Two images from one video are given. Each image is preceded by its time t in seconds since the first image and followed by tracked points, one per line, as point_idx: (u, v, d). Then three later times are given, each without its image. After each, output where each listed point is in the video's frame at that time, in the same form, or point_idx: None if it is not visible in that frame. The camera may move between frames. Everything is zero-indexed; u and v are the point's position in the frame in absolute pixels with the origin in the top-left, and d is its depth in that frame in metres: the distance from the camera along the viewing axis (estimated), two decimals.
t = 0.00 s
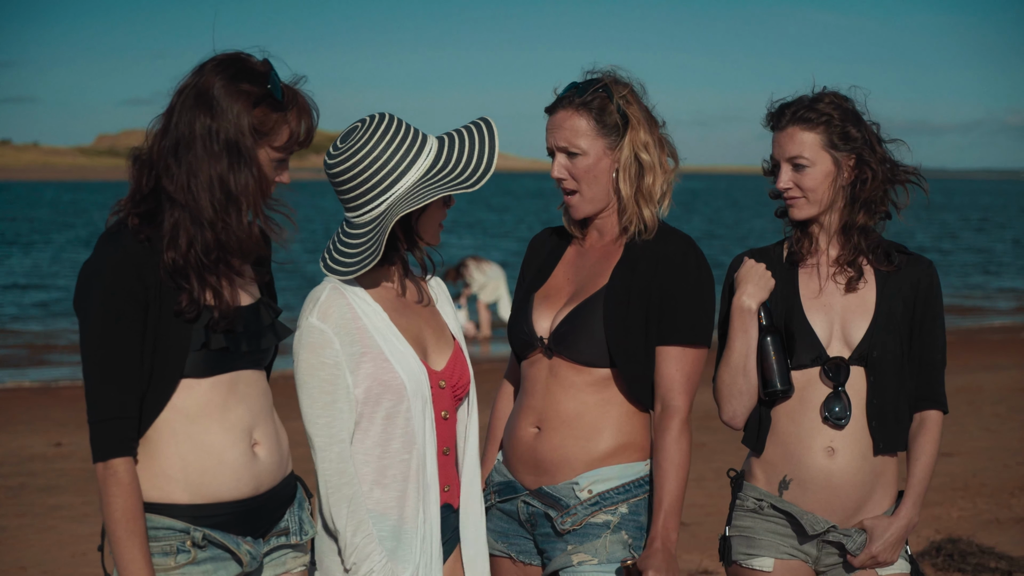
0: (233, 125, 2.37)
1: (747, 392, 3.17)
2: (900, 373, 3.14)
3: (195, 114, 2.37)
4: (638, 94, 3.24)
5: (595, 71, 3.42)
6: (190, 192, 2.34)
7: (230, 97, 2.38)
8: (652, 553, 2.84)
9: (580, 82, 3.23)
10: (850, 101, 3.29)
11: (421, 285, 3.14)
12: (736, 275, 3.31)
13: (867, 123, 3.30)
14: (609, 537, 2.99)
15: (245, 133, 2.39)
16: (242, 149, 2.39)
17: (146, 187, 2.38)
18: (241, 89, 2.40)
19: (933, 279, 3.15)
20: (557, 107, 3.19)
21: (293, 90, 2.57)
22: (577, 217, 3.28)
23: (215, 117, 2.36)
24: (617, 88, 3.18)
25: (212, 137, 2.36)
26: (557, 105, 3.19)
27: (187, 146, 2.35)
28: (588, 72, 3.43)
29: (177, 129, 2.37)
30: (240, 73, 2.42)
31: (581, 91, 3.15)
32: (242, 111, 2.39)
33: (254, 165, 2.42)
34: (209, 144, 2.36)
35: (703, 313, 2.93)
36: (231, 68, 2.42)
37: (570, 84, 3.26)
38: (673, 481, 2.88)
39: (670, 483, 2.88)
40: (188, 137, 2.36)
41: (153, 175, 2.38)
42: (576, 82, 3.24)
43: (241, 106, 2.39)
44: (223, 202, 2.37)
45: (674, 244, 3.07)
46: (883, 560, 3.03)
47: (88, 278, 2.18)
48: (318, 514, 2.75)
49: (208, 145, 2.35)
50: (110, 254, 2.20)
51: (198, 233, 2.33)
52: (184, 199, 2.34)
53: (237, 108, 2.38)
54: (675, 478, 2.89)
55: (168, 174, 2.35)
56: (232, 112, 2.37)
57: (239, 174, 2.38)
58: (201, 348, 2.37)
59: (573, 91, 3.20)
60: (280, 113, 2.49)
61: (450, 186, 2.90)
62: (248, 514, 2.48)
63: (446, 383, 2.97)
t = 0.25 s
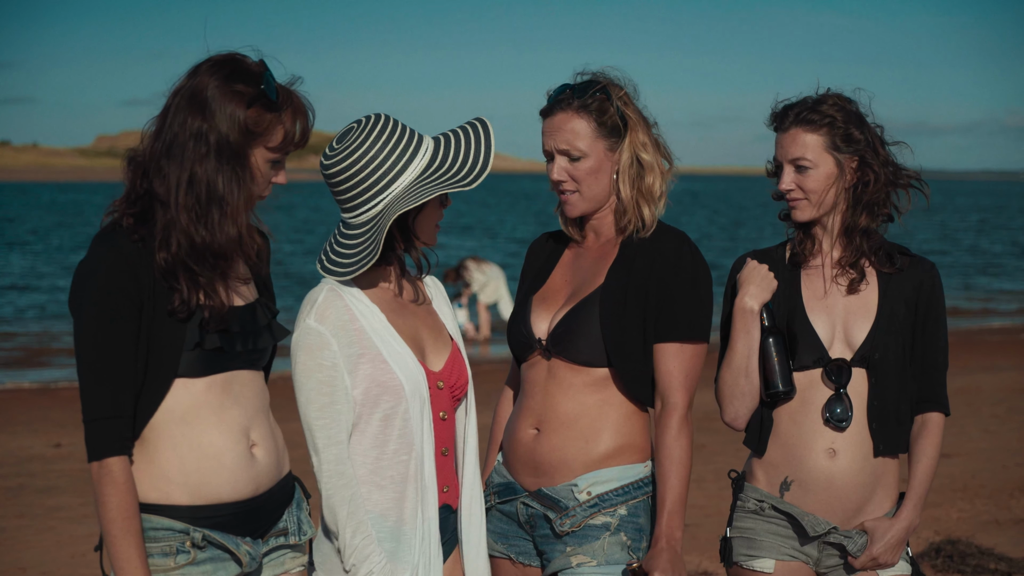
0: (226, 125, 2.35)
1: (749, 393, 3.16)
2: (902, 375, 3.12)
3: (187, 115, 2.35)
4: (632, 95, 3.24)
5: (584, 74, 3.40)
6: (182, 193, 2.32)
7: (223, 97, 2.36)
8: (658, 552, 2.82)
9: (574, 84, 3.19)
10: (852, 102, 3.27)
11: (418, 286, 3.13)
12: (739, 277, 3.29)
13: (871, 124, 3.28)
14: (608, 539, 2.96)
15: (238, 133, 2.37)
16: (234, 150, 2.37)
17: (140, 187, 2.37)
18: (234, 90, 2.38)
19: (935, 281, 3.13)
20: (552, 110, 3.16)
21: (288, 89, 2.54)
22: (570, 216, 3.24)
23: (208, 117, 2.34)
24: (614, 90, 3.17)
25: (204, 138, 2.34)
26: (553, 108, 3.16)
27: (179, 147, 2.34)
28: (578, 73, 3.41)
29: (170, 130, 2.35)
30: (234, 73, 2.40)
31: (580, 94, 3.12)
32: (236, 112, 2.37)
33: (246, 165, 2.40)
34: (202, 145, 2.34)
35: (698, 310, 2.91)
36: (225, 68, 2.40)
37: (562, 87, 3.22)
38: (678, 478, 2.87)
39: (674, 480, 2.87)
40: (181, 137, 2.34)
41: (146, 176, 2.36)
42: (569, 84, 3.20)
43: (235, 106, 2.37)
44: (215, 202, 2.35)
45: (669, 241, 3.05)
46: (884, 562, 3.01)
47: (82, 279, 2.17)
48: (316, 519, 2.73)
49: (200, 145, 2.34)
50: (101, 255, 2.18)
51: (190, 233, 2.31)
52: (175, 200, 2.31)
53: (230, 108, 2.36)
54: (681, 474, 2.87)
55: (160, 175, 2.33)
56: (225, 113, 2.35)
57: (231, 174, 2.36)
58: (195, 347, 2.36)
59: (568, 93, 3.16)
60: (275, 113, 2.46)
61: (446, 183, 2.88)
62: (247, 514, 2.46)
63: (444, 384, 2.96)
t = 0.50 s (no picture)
0: (222, 124, 2.34)
1: (750, 393, 3.15)
2: (904, 375, 3.10)
3: (183, 114, 2.33)
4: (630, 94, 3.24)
5: (579, 74, 3.38)
6: (179, 192, 2.30)
7: (218, 97, 2.35)
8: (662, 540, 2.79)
9: (574, 86, 3.15)
10: (853, 100, 3.25)
11: (415, 285, 3.11)
12: (741, 276, 3.29)
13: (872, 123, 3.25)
14: (607, 539, 2.94)
15: (234, 132, 2.36)
16: (230, 149, 2.36)
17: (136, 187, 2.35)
18: (230, 89, 2.36)
19: (937, 281, 3.12)
20: (554, 112, 3.11)
21: (284, 89, 2.53)
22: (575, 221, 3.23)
23: (204, 116, 2.33)
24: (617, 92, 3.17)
25: (200, 137, 2.33)
26: (556, 110, 3.11)
27: (174, 146, 2.32)
28: (573, 73, 3.39)
29: (165, 129, 2.33)
30: (229, 73, 2.38)
31: (585, 97, 3.08)
32: (231, 111, 2.35)
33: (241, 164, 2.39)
34: (197, 144, 2.32)
35: (698, 308, 2.90)
36: (220, 68, 2.39)
37: (558, 89, 3.17)
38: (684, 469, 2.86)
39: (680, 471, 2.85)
40: (176, 137, 2.32)
41: (142, 175, 2.34)
42: (564, 88, 3.16)
43: (230, 106, 2.35)
44: (211, 201, 2.33)
45: (669, 240, 3.05)
46: (885, 562, 3.00)
47: (77, 278, 2.15)
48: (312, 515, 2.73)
49: (196, 145, 2.32)
50: (96, 253, 2.16)
51: (185, 232, 2.30)
52: (170, 199, 2.30)
53: (226, 108, 2.35)
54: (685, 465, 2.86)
55: (155, 174, 2.32)
56: (221, 112, 2.34)
57: (226, 174, 2.35)
58: (192, 346, 2.33)
59: (571, 94, 3.11)
60: (271, 111, 2.45)
61: (445, 182, 2.87)
62: (245, 513, 2.44)
63: (442, 383, 2.94)
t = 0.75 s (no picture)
0: (218, 124, 2.33)
1: (750, 392, 3.14)
2: (903, 374, 3.10)
3: (179, 114, 2.33)
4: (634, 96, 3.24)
5: (586, 74, 3.38)
6: (175, 192, 2.30)
7: (214, 97, 2.34)
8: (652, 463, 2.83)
9: (579, 85, 3.12)
10: (853, 100, 3.25)
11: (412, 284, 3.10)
12: (740, 275, 3.28)
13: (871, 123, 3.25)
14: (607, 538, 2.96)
15: (230, 132, 2.35)
16: (227, 149, 2.35)
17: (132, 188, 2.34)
18: (226, 89, 2.36)
19: (936, 285, 3.11)
20: (558, 112, 3.09)
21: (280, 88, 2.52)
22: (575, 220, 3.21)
23: (199, 116, 2.32)
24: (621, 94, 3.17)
25: (196, 137, 2.32)
26: (561, 110, 3.09)
27: (171, 146, 2.32)
28: (579, 74, 3.38)
29: (161, 129, 2.33)
30: (225, 72, 2.38)
31: (590, 98, 3.06)
32: (228, 111, 2.35)
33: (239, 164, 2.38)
34: (194, 144, 2.32)
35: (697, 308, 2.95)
36: (216, 67, 2.38)
37: (564, 88, 3.15)
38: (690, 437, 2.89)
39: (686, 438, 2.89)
40: (173, 137, 2.32)
41: (139, 176, 2.34)
42: (571, 86, 3.13)
43: (226, 106, 2.35)
44: (208, 200, 2.32)
45: (675, 246, 3.06)
46: (885, 561, 2.99)
47: (73, 278, 2.14)
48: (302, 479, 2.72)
49: (192, 144, 2.31)
50: (93, 254, 2.16)
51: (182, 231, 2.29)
52: (167, 199, 2.30)
53: (222, 107, 2.34)
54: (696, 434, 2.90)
55: (152, 174, 2.31)
56: (216, 112, 2.33)
57: (224, 173, 2.34)
58: (190, 345, 2.33)
59: (577, 94, 3.09)
60: (267, 111, 2.44)
61: (442, 181, 2.86)
62: (243, 513, 2.43)
63: (440, 383, 2.93)
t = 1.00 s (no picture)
0: (218, 126, 2.34)
1: (748, 393, 3.14)
2: (902, 376, 3.11)
3: (179, 116, 2.33)
4: (637, 99, 3.22)
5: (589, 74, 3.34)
6: (176, 193, 2.30)
7: (214, 98, 2.35)
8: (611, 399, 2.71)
9: (578, 87, 3.17)
10: (853, 102, 3.25)
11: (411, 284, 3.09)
12: (739, 276, 3.28)
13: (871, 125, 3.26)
14: (605, 539, 2.94)
15: (230, 133, 2.36)
16: (228, 150, 2.35)
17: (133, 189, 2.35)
18: (226, 90, 2.37)
19: (935, 283, 3.12)
20: (552, 111, 3.15)
21: (280, 90, 2.53)
22: (567, 219, 3.24)
23: (199, 118, 2.33)
24: (617, 96, 3.14)
25: (196, 138, 2.33)
26: (555, 110, 3.14)
27: (171, 147, 2.32)
28: (583, 73, 3.35)
29: (161, 131, 2.33)
30: (225, 74, 2.38)
31: (581, 96, 3.10)
32: (228, 113, 2.35)
33: (239, 165, 2.38)
34: (194, 145, 2.32)
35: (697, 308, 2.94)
36: (216, 69, 2.39)
37: (566, 88, 3.19)
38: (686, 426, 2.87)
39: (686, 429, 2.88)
40: (173, 138, 2.32)
41: (139, 177, 2.34)
42: (573, 87, 3.18)
43: (226, 107, 2.35)
44: (209, 201, 2.33)
45: (674, 248, 3.05)
46: (882, 563, 3.00)
47: (73, 278, 2.14)
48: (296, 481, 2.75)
49: (193, 146, 2.32)
50: (93, 254, 2.16)
51: (182, 232, 2.30)
52: (168, 200, 2.30)
53: (222, 109, 2.34)
54: (695, 426, 2.89)
55: (153, 176, 2.31)
56: (216, 113, 2.34)
57: (224, 174, 2.35)
58: (191, 347, 2.33)
59: (571, 95, 3.14)
60: (267, 113, 2.45)
61: (441, 185, 2.86)
62: (243, 514, 2.44)
63: (438, 383, 2.94)
